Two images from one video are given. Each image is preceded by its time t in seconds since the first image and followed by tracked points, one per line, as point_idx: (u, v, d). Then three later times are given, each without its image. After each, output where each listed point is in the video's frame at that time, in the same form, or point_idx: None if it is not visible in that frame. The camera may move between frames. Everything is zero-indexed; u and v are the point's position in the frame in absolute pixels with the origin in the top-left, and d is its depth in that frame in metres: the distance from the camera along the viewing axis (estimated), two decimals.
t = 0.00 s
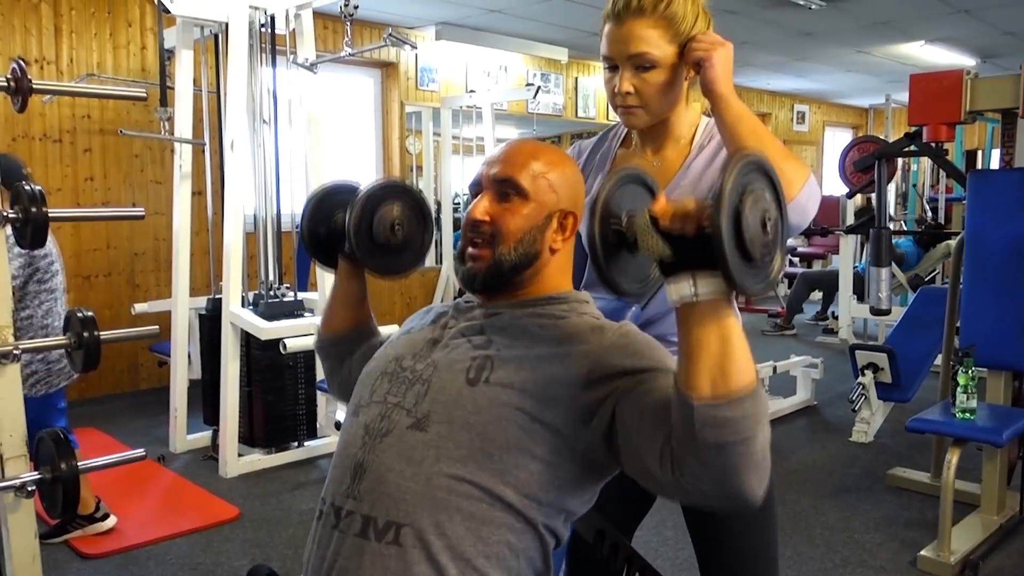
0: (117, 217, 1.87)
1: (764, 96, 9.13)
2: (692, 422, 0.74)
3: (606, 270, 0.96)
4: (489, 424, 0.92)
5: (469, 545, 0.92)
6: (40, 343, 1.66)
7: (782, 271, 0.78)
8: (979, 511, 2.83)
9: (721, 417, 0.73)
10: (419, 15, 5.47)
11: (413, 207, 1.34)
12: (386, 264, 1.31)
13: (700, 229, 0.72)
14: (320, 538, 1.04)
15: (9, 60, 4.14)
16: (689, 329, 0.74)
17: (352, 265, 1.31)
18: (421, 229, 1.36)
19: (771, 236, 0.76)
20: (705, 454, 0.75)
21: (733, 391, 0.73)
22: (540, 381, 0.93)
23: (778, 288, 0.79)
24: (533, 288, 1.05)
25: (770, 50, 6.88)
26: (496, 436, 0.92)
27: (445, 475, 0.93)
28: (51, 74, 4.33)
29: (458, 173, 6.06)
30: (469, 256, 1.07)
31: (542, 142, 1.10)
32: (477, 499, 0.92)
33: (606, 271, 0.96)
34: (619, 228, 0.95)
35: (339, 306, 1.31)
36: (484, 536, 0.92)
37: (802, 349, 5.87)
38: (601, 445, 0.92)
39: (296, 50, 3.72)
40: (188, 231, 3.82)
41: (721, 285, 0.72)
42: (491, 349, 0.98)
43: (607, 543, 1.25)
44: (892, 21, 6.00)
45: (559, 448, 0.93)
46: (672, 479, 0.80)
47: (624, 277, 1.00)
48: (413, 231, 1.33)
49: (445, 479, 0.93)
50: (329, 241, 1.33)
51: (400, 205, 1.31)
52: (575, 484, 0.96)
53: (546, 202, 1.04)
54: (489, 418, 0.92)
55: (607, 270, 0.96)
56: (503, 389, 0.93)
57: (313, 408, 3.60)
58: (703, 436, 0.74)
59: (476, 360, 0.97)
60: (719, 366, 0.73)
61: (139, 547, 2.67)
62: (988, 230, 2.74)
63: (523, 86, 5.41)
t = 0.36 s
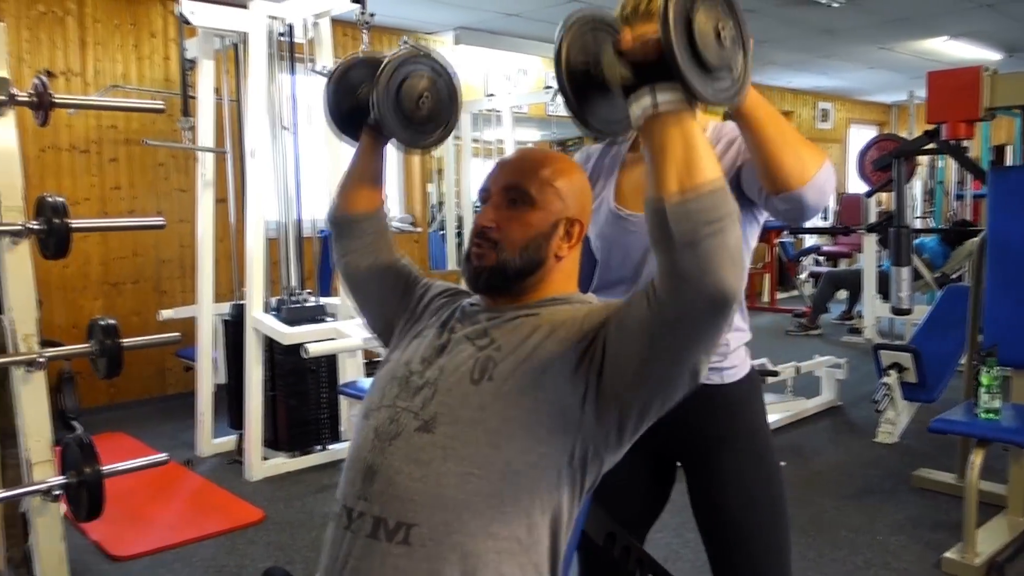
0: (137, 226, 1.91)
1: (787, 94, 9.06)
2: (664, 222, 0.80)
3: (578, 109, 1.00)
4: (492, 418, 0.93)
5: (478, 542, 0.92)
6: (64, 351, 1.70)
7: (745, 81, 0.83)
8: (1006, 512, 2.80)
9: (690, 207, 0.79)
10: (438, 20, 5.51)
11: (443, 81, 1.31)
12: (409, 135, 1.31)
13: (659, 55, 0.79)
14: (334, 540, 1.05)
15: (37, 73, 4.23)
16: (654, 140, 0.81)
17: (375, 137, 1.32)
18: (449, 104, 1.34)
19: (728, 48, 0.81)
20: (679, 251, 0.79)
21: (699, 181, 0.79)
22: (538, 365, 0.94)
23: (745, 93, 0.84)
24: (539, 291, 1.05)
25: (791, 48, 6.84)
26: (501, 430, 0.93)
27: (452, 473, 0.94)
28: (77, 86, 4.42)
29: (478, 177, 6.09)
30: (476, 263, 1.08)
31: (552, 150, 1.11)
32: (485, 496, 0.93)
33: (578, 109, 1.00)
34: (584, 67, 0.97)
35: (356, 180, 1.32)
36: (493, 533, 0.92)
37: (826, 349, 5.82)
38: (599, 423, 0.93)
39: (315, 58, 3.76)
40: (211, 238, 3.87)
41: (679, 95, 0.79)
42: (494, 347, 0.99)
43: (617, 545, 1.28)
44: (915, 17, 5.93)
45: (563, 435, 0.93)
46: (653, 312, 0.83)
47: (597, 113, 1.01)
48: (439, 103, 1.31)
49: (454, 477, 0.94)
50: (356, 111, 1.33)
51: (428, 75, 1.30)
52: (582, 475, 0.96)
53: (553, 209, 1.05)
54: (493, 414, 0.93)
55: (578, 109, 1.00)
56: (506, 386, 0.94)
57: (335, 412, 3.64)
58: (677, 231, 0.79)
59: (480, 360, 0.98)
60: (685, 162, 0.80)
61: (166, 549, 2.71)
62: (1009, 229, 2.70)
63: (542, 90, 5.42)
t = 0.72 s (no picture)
0: (172, 233, 1.94)
1: (823, 89, 8.93)
2: (616, 124, 0.82)
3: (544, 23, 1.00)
4: (516, 411, 0.93)
5: (511, 537, 0.93)
6: (101, 355, 1.74)
7: None
8: None
9: (638, 107, 0.81)
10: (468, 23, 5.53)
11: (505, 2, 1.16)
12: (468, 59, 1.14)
13: None
14: (363, 538, 1.05)
15: (77, 84, 4.33)
16: (605, 49, 0.84)
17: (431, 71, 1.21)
18: (509, 26, 1.18)
19: None
20: (630, 152, 0.82)
21: (648, 84, 0.82)
22: (555, 346, 0.96)
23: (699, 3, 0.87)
24: (569, 289, 1.06)
25: (827, 42, 6.74)
26: (526, 422, 0.92)
27: (481, 470, 0.94)
28: (117, 97, 4.51)
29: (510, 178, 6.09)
30: (504, 267, 1.09)
31: (572, 151, 1.10)
32: (515, 491, 0.93)
33: (545, 25, 1.00)
34: None
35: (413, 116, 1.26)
36: (525, 525, 0.93)
37: (867, 347, 5.72)
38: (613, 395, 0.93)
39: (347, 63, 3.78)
40: (247, 243, 3.92)
41: None
42: (516, 339, 0.99)
43: (649, 546, 1.24)
44: (955, 7, 5.81)
45: (586, 422, 0.93)
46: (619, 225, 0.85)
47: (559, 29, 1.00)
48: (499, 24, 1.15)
49: (484, 475, 0.93)
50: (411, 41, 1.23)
51: None
52: (610, 467, 0.95)
53: (580, 211, 1.04)
54: (518, 406, 0.93)
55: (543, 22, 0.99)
56: (528, 374, 0.94)
57: (370, 414, 3.66)
58: (628, 132, 0.82)
59: (504, 354, 0.98)
60: (634, 62, 0.83)
61: (205, 551, 2.75)
62: None
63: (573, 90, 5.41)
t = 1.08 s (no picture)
0: (176, 234, 1.91)
1: (828, 88, 8.89)
2: (600, 104, 0.80)
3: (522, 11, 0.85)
4: (525, 413, 0.90)
5: (527, 544, 0.89)
6: (105, 359, 1.71)
7: None
8: None
9: (623, 86, 0.80)
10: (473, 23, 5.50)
11: None
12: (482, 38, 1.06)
13: None
14: (374, 550, 1.01)
15: (81, 85, 4.30)
16: (583, 32, 0.82)
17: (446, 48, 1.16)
18: None
19: None
20: (616, 132, 0.80)
21: (630, 63, 0.81)
22: (558, 341, 0.93)
23: None
24: (582, 286, 1.03)
25: (832, 40, 6.70)
26: (534, 423, 0.89)
27: (492, 476, 0.90)
28: (120, 98, 4.48)
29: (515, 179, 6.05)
30: (516, 266, 1.04)
31: (583, 147, 1.07)
32: (527, 496, 0.89)
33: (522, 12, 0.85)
34: None
35: (431, 98, 1.20)
36: (539, 531, 0.89)
37: (875, 347, 5.68)
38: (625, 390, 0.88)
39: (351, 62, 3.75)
40: (250, 244, 3.89)
41: None
42: (525, 341, 0.96)
43: (666, 555, 1.22)
44: (963, 4, 5.77)
45: (597, 421, 0.88)
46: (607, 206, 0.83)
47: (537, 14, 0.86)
48: None
49: (495, 480, 0.90)
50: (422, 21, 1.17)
51: None
52: (626, 467, 0.91)
53: (594, 207, 1.01)
54: (526, 408, 0.90)
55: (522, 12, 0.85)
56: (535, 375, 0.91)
57: (376, 417, 3.63)
58: (613, 112, 0.80)
59: (511, 355, 0.95)
60: (616, 38, 0.81)
61: (209, 556, 2.72)
62: None
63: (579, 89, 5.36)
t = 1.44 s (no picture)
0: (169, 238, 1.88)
1: (816, 89, 8.92)
2: (703, 160, 0.71)
3: (593, 45, 0.88)
4: (542, 426, 0.87)
5: (536, 561, 0.87)
6: (96, 366, 1.67)
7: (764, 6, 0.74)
8: None
9: (730, 141, 0.71)
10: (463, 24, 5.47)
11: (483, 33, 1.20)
12: (450, 97, 1.19)
13: None
14: (381, 563, 0.99)
15: (67, 88, 4.25)
16: (678, 71, 0.72)
17: (412, 106, 1.23)
18: (491, 61, 1.23)
19: None
20: (721, 190, 0.71)
21: (735, 114, 0.71)
22: (584, 356, 0.89)
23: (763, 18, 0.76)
24: (585, 293, 0.99)
25: (822, 41, 6.72)
26: (552, 438, 0.87)
27: (503, 489, 0.88)
28: (107, 101, 4.43)
29: (506, 180, 6.03)
30: (520, 268, 1.01)
31: (593, 147, 1.05)
32: (540, 511, 0.87)
33: (592, 43, 0.88)
34: None
35: (395, 155, 1.23)
36: (549, 548, 0.87)
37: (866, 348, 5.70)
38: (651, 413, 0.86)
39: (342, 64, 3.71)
40: (240, 248, 3.85)
41: (701, 12, 0.71)
42: (538, 349, 0.93)
43: (673, 562, 1.20)
44: (951, 6, 5.80)
45: (617, 440, 0.86)
46: (697, 262, 0.76)
47: (614, 45, 0.88)
48: (478, 60, 1.20)
49: (506, 492, 0.88)
50: (392, 81, 1.26)
51: (465, 31, 1.18)
52: (640, 483, 0.89)
53: (599, 209, 0.98)
54: (543, 422, 0.87)
55: (593, 47, 0.87)
56: (554, 388, 0.88)
57: (368, 421, 3.60)
58: (717, 167, 0.71)
59: (525, 365, 0.92)
60: (716, 87, 0.71)
61: (202, 564, 2.68)
62: None
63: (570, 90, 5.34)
